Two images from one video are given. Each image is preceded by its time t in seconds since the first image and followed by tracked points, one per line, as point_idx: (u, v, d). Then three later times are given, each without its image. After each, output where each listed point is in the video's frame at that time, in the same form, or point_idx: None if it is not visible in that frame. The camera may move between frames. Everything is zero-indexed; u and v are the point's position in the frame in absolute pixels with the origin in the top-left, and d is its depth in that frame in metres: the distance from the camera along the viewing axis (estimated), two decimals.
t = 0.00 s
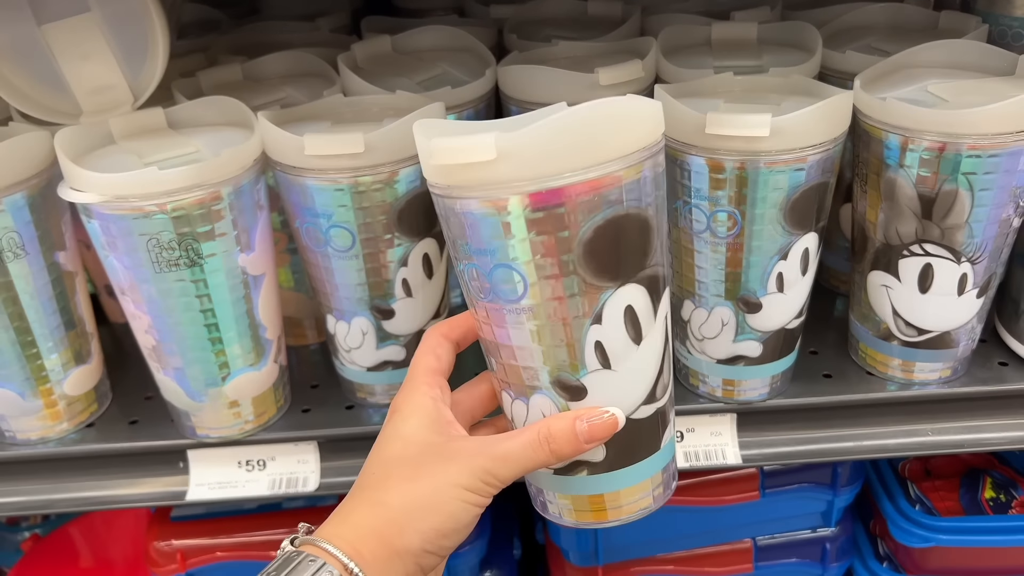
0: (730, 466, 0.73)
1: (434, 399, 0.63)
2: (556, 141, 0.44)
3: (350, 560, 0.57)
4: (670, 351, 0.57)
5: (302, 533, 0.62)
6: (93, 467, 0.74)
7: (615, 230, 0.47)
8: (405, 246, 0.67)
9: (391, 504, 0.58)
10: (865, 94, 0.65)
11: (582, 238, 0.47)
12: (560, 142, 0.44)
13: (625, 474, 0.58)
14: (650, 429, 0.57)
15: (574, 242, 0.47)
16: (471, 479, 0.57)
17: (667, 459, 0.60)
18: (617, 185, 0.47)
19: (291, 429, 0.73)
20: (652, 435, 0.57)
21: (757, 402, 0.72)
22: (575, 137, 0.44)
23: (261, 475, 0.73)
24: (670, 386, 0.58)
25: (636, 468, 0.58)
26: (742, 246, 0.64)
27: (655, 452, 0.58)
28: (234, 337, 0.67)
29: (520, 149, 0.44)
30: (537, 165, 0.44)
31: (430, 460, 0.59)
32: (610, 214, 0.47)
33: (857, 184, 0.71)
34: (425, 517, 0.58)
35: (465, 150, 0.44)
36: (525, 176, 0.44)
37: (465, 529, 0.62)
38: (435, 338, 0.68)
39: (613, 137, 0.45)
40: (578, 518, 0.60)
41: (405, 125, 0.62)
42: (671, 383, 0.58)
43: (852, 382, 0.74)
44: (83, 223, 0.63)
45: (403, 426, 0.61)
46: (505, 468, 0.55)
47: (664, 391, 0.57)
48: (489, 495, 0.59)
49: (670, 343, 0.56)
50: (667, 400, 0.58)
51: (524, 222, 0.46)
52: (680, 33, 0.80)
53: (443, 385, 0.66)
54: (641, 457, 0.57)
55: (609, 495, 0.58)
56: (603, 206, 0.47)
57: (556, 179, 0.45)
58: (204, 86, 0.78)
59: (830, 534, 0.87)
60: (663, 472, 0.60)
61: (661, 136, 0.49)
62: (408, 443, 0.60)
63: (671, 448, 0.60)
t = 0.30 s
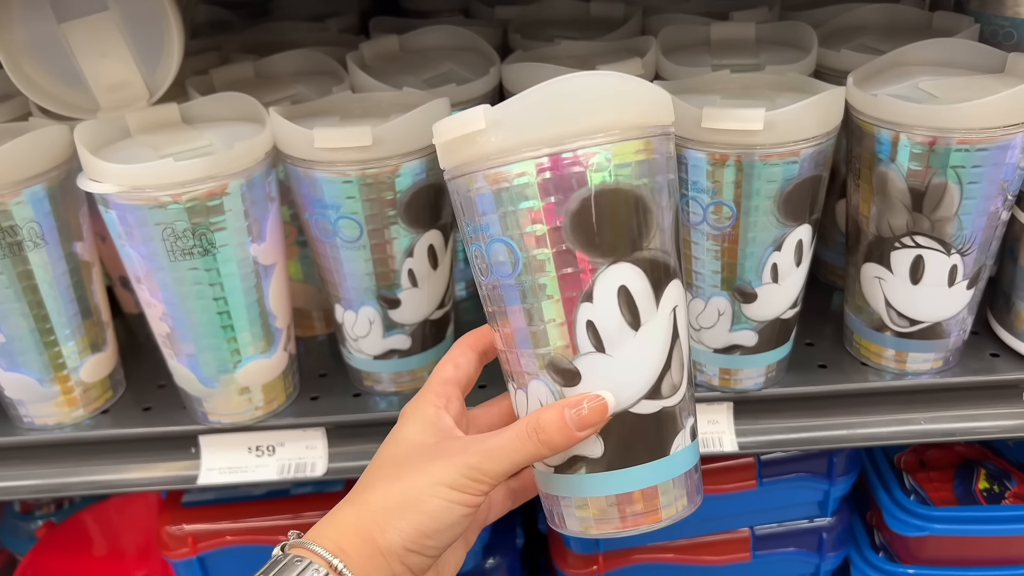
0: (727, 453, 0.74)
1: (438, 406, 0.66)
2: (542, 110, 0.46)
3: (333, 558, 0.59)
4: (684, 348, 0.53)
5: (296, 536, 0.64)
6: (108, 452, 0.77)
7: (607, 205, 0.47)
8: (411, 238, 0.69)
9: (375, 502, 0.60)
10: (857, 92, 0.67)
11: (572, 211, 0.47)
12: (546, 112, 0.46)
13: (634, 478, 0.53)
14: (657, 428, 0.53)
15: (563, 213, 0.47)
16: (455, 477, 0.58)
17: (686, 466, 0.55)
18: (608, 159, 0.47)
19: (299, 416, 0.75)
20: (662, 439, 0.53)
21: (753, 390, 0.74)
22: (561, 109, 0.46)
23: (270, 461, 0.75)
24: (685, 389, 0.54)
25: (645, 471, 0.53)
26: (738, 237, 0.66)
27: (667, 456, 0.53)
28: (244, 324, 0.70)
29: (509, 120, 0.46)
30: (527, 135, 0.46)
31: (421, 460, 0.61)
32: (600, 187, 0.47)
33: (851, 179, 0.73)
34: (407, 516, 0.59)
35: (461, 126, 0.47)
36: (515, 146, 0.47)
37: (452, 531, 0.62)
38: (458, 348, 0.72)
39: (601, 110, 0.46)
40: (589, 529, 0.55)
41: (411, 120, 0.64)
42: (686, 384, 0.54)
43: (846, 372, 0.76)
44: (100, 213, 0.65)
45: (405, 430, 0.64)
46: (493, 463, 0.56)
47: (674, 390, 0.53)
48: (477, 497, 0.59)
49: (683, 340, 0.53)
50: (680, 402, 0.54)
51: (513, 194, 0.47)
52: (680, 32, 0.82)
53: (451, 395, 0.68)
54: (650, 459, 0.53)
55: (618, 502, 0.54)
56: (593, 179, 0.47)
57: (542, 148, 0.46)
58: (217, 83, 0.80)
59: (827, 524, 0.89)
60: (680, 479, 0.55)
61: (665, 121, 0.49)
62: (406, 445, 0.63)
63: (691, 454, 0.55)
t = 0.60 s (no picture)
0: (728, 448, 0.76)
1: (447, 422, 0.69)
2: (544, 99, 0.48)
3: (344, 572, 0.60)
4: (686, 345, 0.54)
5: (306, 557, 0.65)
6: (123, 444, 0.79)
7: (608, 192, 0.49)
8: (419, 236, 0.72)
9: (381, 515, 0.61)
10: (855, 95, 0.69)
11: (574, 197, 0.49)
12: (555, 98, 0.48)
13: (633, 473, 0.53)
14: (656, 424, 0.53)
15: (564, 199, 0.49)
16: (456, 482, 0.60)
17: (687, 465, 0.55)
18: (612, 148, 0.49)
19: (310, 410, 0.77)
20: (661, 435, 0.53)
21: (753, 386, 0.76)
22: (569, 95, 0.48)
23: (281, 454, 0.76)
24: (685, 388, 0.54)
25: (645, 466, 0.53)
26: (737, 235, 0.68)
27: (666, 453, 0.53)
28: (258, 320, 0.72)
29: (517, 106, 0.48)
30: (534, 121, 0.48)
31: (422, 471, 0.63)
32: (602, 175, 0.49)
33: (849, 180, 0.75)
34: (411, 527, 0.60)
35: (473, 116, 0.50)
36: (523, 133, 0.49)
37: (458, 539, 0.63)
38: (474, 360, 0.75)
39: (607, 100, 0.48)
40: (588, 528, 0.55)
41: (421, 121, 0.66)
42: (687, 382, 0.54)
43: (844, 368, 0.78)
44: (120, 212, 0.68)
45: (415, 444, 0.68)
46: (491, 463, 0.58)
47: (673, 387, 0.53)
48: (479, 502, 0.61)
49: (684, 338, 0.53)
50: (679, 401, 0.54)
51: (519, 180, 0.49)
52: (683, 37, 0.84)
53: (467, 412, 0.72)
54: (648, 455, 0.53)
55: (617, 497, 0.54)
56: (596, 166, 0.49)
57: (543, 136, 0.48)
58: (231, 87, 0.83)
59: (827, 520, 0.90)
60: (680, 477, 0.55)
61: (668, 121, 0.52)
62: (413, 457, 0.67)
63: (692, 453, 0.55)
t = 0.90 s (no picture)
0: (729, 445, 0.77)
1: (459, 429, 0.72)
2: (571, 86, 0.49)
3: None
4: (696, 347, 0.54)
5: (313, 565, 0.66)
6: (134, 440, 0.80)
7: (627, 183, 0.50)
8: (425, 235, 0.73)
9: (388, 523, 0.62)
10: (856, 96, 0.70)
11: (591, 185, 0.50)
12: (587, 82, 0.49)
13: (625, 471, 0.53)
14: (653, 425, 0.53)
15: (582, 185, 0.50)
16: (458, 484, 0.60)
17: (686, 470, 0.54)
18: (640, 139, 0.49)
19: (318, 406, 0.78)
20: (658, 437, 0.53)
21: (755, 384, 0.76)
22: (602, 81, 0.49)
23: (289, 450, 0.77)
24: (690, 391, 0.54)
25: (641, 463, 0.53)
26: (740, 235, 0.69)
27: (664, 454, 0.53)
28: (266, 318, 0.73)
29: (548, 87, 0.49)
30: (563, 104, 0.49)
31: (426, 477, 0.63)
32: (624, 164, 0.49)
33: (850, 180, 0.76)
34: (416, 533, 0.61)
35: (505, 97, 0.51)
36: (551, 116, 0.49)
37: (464, 542, 0.64)
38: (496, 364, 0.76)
39: (640, 91, 0.49)
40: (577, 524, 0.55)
41: (428, 122, 0.67)
42: (693, 385, 0.54)
43: (845, 367, 0.79)
44: (131, 210, 0.69)
45: (426, 450, 0.71)
46: (490, 461, 0.58)
47: (676, 388, 0.53)
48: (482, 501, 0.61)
49: (695, 339, 0.53)
50: (682, 403, 0.54)
51: (542, 163, 0.50)
52: (686, 40, 0.86)
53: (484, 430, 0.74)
54: (643, 455, 0.53)
55: (609, 494, 0.53)
56: (618, 156, 0.49)
57: (566, 123, 0.49)
58: (241, 89, 0.84)
59: (829, 518, 0.91)
60: (678, 483, 0.54)
61: (702, 120, 0.52)
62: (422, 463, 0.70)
63: (691, 459, 0.55)
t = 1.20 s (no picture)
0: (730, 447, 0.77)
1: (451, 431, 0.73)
2: (548, 76, 0.49)
3: None
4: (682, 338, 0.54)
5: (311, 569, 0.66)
6: (136, 440, 0.80)
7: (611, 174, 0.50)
8: (427, 237, 0.73)
9: (378, 528, 0.62)
10: (855, 99, 0.70)
11: (576, 176, 0.50)
12: (572, 69, 0.49)
13: (616, 467, 0.53)
14: (642, 420, 0.53)
15: (566, 176, 0.50)
16: (447, 489, 0.61)
17: (675, 466, 0.54)
18: (624, 127, 0.49)
19: (319, 407, 0.78)
20: (647, 434, 0.53)
21: (756, 386, 0.76)
22: (586, 66, 0.49)
23: (290, 450, 0.78)
24: (677, 385, 0.54)
25: (631, 461, 0.53)
26: (740, 237, 0.69)
27: (653, 451, 0.53)
28: (269, 318, 0.73)
29: (530, 76, 0.49)
30: (546, 94, 0.49)
31: (416, 480, 0.63)
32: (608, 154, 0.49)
33: (851, 183, 0.76)
34: (406, 536, 0.61)
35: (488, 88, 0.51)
36: (531, 106, 0.49)
37: (455, 543, 0.64)
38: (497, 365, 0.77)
39: (623, 77, 0.49)
40: (568, 523, 0.55)
41: (429, 124, 0.68)
42: (679, 378, 0.54)
43: (845, 369, 0.79)
44: (135, 212, 0.69)
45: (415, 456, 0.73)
46: (478, 464, 0.59)
47: (663, 381, 0.53)
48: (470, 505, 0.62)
49: (680, 330, 0.53)
50: (670, 397, 0.54)
51: (526, 155, 0.50)
52: (688, 43, 0.86)
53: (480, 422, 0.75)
54: (635, 452, 0.53)
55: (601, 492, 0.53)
56: (601, 145, 0.49)
57: (544, 113, 0.49)
58: (245, 91, 0.84)
59: (830, 522, 0.90)
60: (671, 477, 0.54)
61: (684, 107, 0.52)
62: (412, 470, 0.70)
63: (683, 455, 0.55)
